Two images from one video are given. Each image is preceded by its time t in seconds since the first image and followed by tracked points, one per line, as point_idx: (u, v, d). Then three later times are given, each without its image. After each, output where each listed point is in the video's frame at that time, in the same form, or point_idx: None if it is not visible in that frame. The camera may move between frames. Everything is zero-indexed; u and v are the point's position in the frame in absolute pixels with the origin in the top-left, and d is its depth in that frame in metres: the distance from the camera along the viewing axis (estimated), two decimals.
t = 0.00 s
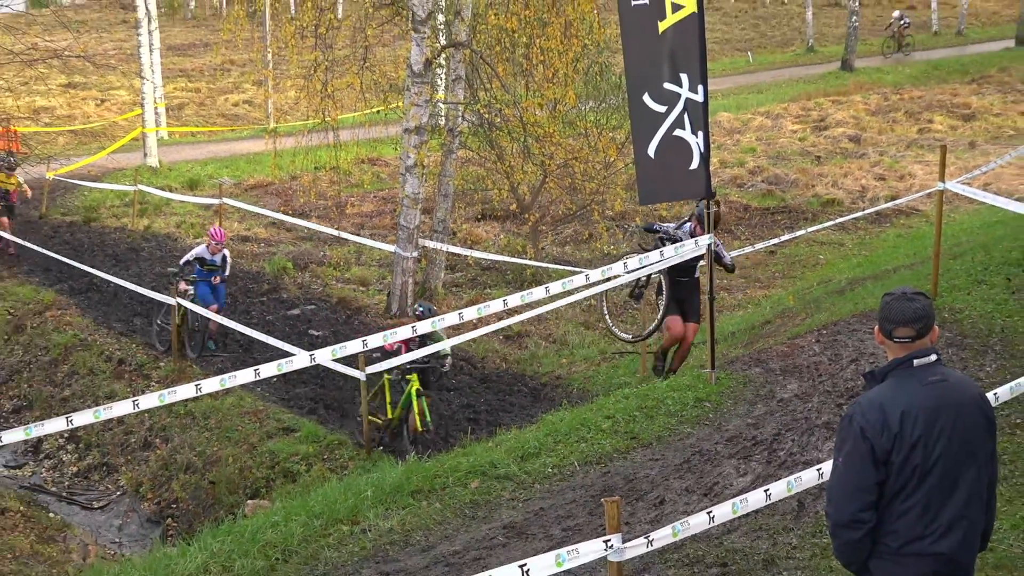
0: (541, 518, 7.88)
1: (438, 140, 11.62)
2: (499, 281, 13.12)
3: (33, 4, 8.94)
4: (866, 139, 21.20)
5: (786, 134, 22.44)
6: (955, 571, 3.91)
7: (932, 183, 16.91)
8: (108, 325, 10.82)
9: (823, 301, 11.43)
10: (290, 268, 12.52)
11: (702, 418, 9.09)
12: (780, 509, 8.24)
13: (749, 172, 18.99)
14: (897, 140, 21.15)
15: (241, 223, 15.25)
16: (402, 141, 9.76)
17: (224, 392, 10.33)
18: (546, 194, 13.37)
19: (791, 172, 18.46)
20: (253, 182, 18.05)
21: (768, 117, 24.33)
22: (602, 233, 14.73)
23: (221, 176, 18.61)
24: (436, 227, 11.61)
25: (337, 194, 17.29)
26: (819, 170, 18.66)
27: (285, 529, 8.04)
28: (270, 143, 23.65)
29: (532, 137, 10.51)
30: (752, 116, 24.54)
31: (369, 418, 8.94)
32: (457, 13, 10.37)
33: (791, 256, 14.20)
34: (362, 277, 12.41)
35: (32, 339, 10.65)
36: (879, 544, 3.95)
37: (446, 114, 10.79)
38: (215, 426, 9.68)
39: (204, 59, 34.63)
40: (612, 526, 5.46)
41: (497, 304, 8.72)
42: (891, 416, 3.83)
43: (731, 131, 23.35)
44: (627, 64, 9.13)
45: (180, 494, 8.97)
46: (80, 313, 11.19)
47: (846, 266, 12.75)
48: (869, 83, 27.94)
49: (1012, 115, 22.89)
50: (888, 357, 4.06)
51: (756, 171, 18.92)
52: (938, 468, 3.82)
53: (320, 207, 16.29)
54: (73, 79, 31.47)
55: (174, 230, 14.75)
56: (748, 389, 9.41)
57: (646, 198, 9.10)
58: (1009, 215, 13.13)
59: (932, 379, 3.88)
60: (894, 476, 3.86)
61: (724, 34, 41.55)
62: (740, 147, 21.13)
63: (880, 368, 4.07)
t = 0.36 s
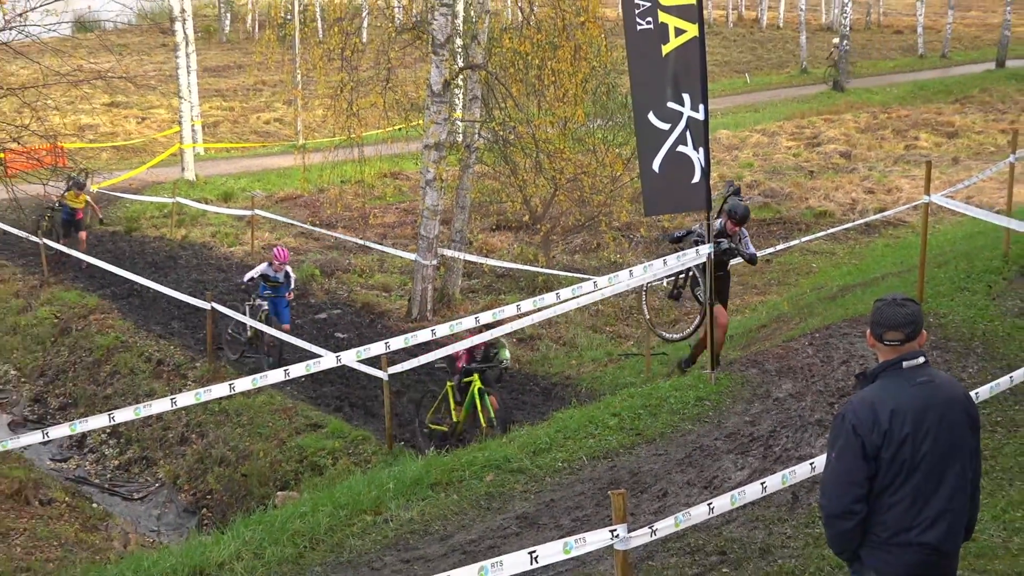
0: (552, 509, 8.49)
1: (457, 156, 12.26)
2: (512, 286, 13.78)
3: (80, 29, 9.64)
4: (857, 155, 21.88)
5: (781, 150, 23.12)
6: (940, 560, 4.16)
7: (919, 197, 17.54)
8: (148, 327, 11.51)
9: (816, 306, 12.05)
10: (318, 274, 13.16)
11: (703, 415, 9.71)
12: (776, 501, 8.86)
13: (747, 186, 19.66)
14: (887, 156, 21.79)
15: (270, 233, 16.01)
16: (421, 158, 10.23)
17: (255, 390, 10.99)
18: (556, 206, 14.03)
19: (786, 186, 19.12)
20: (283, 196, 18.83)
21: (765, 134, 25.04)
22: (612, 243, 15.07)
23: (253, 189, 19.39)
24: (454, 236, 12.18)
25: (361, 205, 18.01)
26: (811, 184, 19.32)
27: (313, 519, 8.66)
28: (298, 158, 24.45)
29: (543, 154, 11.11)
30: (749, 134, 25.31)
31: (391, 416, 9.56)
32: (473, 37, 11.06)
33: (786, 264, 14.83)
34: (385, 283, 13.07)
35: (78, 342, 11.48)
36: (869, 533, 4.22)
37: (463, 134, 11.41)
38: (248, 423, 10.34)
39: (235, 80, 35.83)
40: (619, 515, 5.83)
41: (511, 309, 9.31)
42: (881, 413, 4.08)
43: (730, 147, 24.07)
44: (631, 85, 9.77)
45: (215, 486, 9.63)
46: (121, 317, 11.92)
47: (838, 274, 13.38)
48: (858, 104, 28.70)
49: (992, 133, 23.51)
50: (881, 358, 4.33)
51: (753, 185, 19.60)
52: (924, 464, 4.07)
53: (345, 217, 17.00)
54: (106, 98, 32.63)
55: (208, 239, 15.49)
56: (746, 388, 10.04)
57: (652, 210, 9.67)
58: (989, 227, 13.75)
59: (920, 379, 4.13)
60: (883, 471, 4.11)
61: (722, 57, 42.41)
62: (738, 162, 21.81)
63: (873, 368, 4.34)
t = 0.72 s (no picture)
0: (558, 496, 9.13)
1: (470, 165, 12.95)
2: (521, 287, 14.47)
3: (117, 47, 10.34)
4: (844, 165, 22.57)
5: (773, 160, 23.83)
6: (924, 545, 4.50)
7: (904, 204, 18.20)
8: (181, 326, 12.19)
9: (806, 307, 12.71)
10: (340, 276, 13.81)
11: (702, 409, 10.35)
12: (768, 489, 9.51)
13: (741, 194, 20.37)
14: (872, 166, 22.43)
15: (294, 237, 16.75)
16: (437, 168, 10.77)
17: (280, 385, 11.67)
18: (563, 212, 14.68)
19: (779, 194, 19.82)
20: (307, 204, 19.64)
21: (759, 145, 25.76)
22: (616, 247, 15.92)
23: (279, 197, 20.23)
24: (467, 241, 12.78)
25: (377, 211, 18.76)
26: (803, 192, 19.99)
27: (336, 505, 9.30)
28: (320, 169, 25.29)
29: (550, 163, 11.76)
30: (745, 144, 26.10)
31: (408, 408, 10.21)
32: (485, 54, 11.74)
33: (780, 267, 15.49)
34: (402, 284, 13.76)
35: (115, 340, 12.20)
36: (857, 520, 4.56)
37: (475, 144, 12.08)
38: (273, 415, 11.01)
39: (263, 96, 37.30)
40: (621, 502, 6.09)
41: (520, 309, 9.93)
42: (868, 408, 4.44)
43: (725, 157, 24.81)
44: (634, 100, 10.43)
45: (243, 475, 10.29)
46: (155, 317, 12.63)
47: (827, 277, 14.03)
48: (846, 117, 29.48)
49: (971, 144, 24.16)
50: (868, 357, 4.69)
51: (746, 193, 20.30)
52: (908, 454, 4.41)
53: (365, 223, 17.74)
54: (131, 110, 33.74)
55: (237, 243, 16.24)
56: (741, 383, 10.69)
57: (653, 217, 10.32)
58: (969, 233, 14.35)
59: (904, 376, 4.49)
60: (870, 461, 4.47)
61: (718, 72, 43.29)
62: (732, 172, 22.52)
63: (861, 366, 4.70)
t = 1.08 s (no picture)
0: (567, 487, 9.79)
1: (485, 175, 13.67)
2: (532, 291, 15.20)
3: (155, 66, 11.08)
4: (834, 177, 23.28)
5: (767, 172, 24.60)
6: (911, 533, 4.71)
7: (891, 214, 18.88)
8: (213, 326, 12.94)
9: (800, 310, 13.40)
10: (363, 280, 14.47)
11: (701, 405, 11.04)
12: (762, 481, 10.18)
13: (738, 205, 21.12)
14: (858, 178, 23.09)
15: (320, 244, 17.57)
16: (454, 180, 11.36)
17: (305, 382, 12.38)
18: (572, 219, 15.39)
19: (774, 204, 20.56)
20: (334, 213, 20.49)
21: (755, 158, 26.54)
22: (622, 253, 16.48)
23: (306, 206, 21.09)
24: (481, 247, 13.47)
25: (399, 219, 19.57)
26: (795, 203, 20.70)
27: (359, 494, 9.99)
28: (344, 179, 26.16)
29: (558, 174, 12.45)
30: (743, 157, 26.97)
31: (426, 404, 10.91)
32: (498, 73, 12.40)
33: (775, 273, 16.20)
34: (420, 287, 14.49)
35: (153, 339, 12.99)
36: (847, 510, 4.77)
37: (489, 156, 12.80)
38: (299, 410, 11.72)
39: (289, 113, 38.69)
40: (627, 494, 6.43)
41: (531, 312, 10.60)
42: (857, 404, 4.65)
43: (722, 168, 25.60)
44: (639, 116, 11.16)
45: (272, 466, 10.99)
46: (189, 317, 13.42)
47: (819, 282, 14.72)
48: (838, 130, 30.29)
49: (953, 157, 24.90)
50: (859, 355, 4.89)
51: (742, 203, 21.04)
52: (896, 448, 4.62)
53: (387, 230, 18.54)
54: (162, 124, 35.03)
55: (267, 249, 17.06)
56: (738, 381, 11.38)
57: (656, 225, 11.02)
58: (954, 241, 14.98)
59: (892, 374, 4.70)
60: (859, 455, 4.68)
61: (719, 87, 44.25)
62: (728, 184, 23.27)
63: (851, 364, 4.89)
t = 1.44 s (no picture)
0: (580, 479, 10.38)
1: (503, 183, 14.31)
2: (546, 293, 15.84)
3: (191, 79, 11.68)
4: (836, 185, 23.91)
5: (771, 181, 25.28)
6: (908, 523, 5.00)
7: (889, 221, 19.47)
8: (245, 326, 13.60)
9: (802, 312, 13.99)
10: (386, 283, 15.08)
11: (707, 402, 11.64)
12: (766, 473, 10.76)
13: (744, 211, 21.77)
14: (858, 186, 23.69)
15: (346, 248, 18.28)
16: (475, 188, 11.92)
17: (331, 379, 13.00)
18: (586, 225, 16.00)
19: (778, 212, 21.22)
20: (359, 219, 21.22)
21: (761, 167, 27.22)
22: (632, 257, 17.10)
23: (331, 212, 21.85)
24: (499, 251, 14.04)
25: (421, 224, 20.27)
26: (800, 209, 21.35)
27: (383, 485, 10.59)
28: (367, 186, 26.93)
29: (571, 182, 13.04)
30: (748, 166, 27.67)
31: (447, 400, 11.51)
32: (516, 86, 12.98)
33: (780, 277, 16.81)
34: (441, 289, 15.13)
35: (189, 338, 13.69)
36: (847, 501, 5.07)
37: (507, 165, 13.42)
38: (327, 406, 12.36)
39: (315, 125, 39.97)
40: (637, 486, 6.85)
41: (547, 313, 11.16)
42: (855, 401, 4.94)
43: (728, 177, 26.31)
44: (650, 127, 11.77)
45: (302, 459, 11.63)
46: (223, 317, 14.11)
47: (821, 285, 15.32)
48: (839, 141, 30.94)
49: (948, 166, 25.50)
50: (857, 354, 5.17)
51: (748, 210, 21.69)
52: (892, 443, 4.91)
53: (410, 235, 19.24)
54: (197, 134, 36.16)
55: (296, 252, 17.76)
56: (743, 379, 11.98)
57: (666, 231, 11.62)
58: (949, 246, 15.55)
59: (888, 372, 5.00)
60: (857, 449, 4.97)
61: (727, 99, 45.02)
62: (735, 191, 23.93)
63: (851, 363, 5.19)
